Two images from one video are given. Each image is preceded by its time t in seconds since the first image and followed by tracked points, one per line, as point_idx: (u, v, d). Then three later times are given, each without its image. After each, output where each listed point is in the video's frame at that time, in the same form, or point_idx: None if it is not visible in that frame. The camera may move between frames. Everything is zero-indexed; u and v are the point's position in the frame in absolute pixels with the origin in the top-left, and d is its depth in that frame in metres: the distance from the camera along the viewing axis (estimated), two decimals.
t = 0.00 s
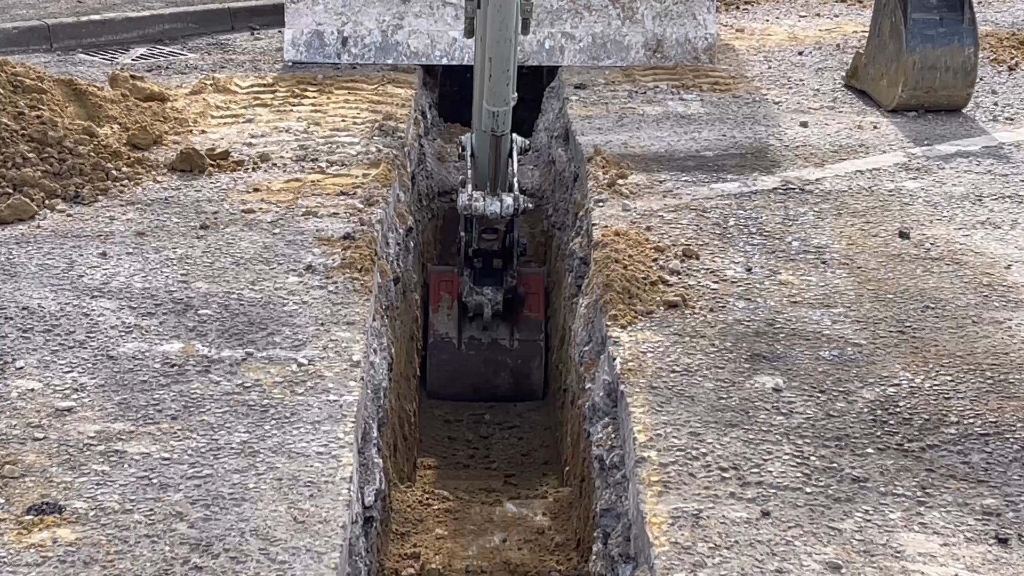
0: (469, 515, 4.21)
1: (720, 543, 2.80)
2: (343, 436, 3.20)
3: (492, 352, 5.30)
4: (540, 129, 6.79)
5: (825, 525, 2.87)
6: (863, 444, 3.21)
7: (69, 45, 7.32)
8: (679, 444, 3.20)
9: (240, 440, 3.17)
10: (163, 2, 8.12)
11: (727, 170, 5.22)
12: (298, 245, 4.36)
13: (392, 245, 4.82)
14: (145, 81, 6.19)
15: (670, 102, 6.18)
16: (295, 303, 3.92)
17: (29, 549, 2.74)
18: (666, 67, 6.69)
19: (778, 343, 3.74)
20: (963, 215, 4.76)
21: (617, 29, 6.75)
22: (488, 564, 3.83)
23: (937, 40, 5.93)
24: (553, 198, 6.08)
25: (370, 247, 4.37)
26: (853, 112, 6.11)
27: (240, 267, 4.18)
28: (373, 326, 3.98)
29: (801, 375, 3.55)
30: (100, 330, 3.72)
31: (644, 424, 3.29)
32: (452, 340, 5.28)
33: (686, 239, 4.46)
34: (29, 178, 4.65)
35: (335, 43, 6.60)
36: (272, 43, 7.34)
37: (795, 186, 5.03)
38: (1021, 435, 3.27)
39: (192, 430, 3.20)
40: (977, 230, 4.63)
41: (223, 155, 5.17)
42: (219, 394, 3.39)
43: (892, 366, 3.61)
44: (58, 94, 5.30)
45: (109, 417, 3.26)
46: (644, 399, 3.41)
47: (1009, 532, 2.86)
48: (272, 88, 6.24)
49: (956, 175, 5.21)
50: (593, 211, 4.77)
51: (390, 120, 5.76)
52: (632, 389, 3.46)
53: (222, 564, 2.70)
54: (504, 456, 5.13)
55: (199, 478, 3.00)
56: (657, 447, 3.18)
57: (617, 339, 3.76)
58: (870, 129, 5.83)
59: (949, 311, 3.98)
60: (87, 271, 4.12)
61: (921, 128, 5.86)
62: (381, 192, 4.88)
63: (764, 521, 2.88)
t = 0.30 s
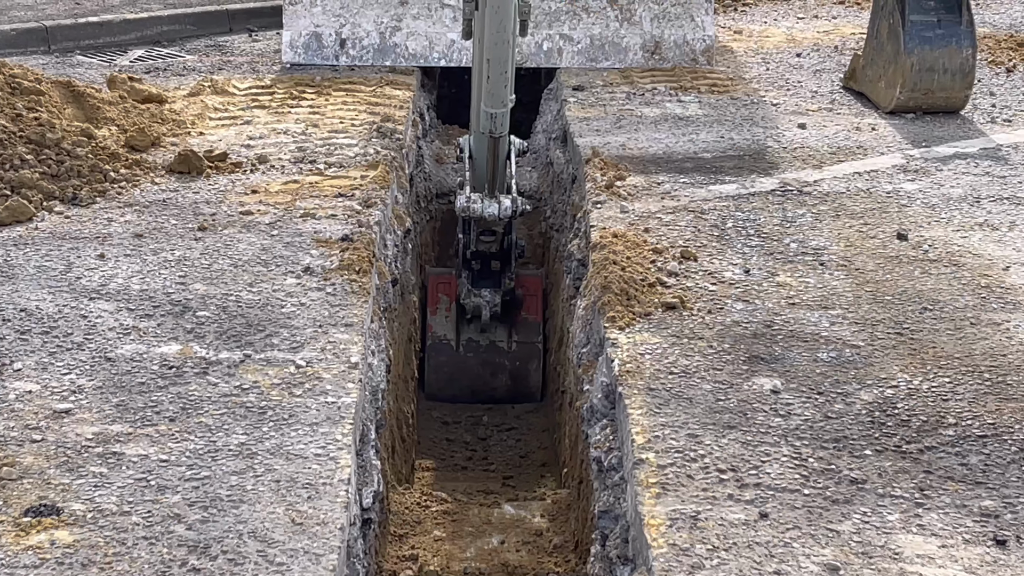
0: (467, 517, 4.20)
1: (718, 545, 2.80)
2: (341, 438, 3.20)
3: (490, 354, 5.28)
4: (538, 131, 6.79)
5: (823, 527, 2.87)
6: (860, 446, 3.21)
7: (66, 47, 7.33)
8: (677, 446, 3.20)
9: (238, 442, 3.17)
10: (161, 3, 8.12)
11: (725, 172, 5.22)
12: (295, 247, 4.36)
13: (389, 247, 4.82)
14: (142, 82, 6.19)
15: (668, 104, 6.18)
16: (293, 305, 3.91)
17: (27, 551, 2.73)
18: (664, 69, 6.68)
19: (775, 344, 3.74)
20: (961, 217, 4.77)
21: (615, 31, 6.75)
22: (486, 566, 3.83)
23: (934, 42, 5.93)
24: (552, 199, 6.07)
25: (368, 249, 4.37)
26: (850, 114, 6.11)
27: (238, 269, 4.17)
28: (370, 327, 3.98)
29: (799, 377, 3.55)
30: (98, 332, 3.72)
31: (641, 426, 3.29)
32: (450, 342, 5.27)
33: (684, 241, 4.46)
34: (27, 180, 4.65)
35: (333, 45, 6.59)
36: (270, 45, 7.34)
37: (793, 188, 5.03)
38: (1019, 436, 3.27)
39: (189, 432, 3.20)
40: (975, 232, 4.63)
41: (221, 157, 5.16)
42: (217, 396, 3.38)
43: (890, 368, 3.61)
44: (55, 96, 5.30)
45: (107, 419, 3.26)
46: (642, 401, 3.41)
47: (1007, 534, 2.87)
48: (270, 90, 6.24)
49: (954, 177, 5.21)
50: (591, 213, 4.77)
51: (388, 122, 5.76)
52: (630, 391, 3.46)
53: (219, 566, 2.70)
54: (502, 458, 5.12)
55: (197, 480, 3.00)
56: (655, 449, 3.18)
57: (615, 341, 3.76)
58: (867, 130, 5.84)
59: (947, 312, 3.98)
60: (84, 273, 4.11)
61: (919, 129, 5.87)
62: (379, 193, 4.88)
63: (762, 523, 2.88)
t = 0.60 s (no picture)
0: (465, 520, 4.20)
1: (716, 548, 2.80)
2: (339, 441, 3.20)
3: (488, 357, 5.27)
4: (536, 134, 6.80)
5: (821, 530, 2.86)
6: (859, 450, 3.21)
7: (65, 49, 7.34)
8: (676, 449, 3.20)
9: (236, 445, 3.16)
10: (159, 6, 8.12)
11: (724, 175, 5.22)
12: (294, 250, 4.36)
13: (387, 250, 4.81)
14: (141, 85, 6.19)
15: (666, 107, 6.19)
16: (291, 308, 3.91)
17: (24, 554, 2.73)
18: (663, 72, 6.69)
19: (774, 348, 3.74)
20: (959, 220, 4.77)
21: (614, 34, 6.75)
22: (484, 569, 3.83)
23: (932, 45, 5.94)
24: (549, 202, 6.07)
25: (366, 252, 4.37)
26: (849, 117, 6.12)
27: (236, 271, 4.17)
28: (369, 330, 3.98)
29: (797, 380, 3.55)
30: (96, 335, 3.72)
31: (639, 429, 3.29)
32: (449, 345, 5.26)
33: (683, 244, 4.46)
34: (25, 182, 4.65)
35: (332, 47, 6.59)
36: (269, 48, 7.34)
37: (792, 191, 5.04)
38: (1017, 440, 3.27)
39: (187, 435, 3.20)
40: (973, 235, 4.64)
41: (219, 160, 5.16)
42: (215, 399, 3.38)
43: (889, 371, 3.62)
44: (53, 99, 5.31)
45: (105, 422, 3.26)
46: (640, 404, 3.41)
47: (1005, 537, 2.87)
48: (269, 93, 6.25)
49: (952, 180, 5.22)
50: (589, 216, 4.77)
51: (387, 124, 5.76)
52: (628, 395, 3.46)
53: (217, 569, 2.69)
54: (501, 460, 5.12)
55: (194, 483, 3.00)
56: (653, 452, 3.18)
57: (613, 344, 3.76)
58: (866, 133, 5.85)
59: (945, 316, 3.98)
60: (82, 276, 4.11)
61: (918, 132, 5.87)
62: (377, 196, 4.88)
63: (760, 527, 2.88)
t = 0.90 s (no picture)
0: (464, 524, 4.20)
1: (715, 552, 2.80)
2: (338, 445, 3.20)
3: (488, 353, 5.25)
4: (535, 137, 6.81)
5: (820, 534, 2.86)
6: (858, 453, 3.21)
7: (64, 53, 7.38)
8: (675, 452, 3.19)
9: (235, 448, 3.16)
10: (159, 9, 8.12)
11: (723, 178, 5.23)
12: (293, 253, 4.36)
13: (386, 253, 4.81)
14: (140, 88, 6.19)
15: (665, 110, 6.19)
16: (290, 311, 3.91)
17: (23, 557, 2.73)
18: (662, 75, 6.70)
19: (773, 351, 3.74)
20: (958, 224, 4.77)
21: (613, 37, 6.75)
22: (483, 573, 3.82)
23: (931, 49, 5.95)
24: (549, 206, 6.08)
25: (366, 255, 4.37)
26: (848, 121, 6.12)
27: (235, 275, 4.17)
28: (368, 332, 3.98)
29: (796, 384, 3.55)
30: (95, 338, 3.72)
31: (639, 433, 3.29)
32: (449, 341, 5.23)
33: (682, 248, 4.46)
34: (24, 185, 4.65)
35: (331, 50, 6.60)
36: (268, 51, 7.35)
37: (791, 194, 5.04)
38: (1017, 443, 3.27)
39: (186, 438, 3.20)
40: (972, 239, 4.64)
41: (219, 163, 5.17)
42: (215, 402, 3.38)
43: (888, 375, 3.62)
44: (53, 102, 5.31)
45: (104, 425, 3.26)
46: (640, 407, 3.41)
47: (1005, 541, 2.87)
48: (268, 96, 6.25)
49: (952, 183, 5.22)
50: (588, 219, 4.77)
51: (386, 128, 5.77)
52: (627, 398, 3.46)
53: (216, 573, 2.69)
54: (499, 463, 5.13)
55: (193, 486, 3.00)
56: (652, 456, 3.18)
57: (612, 348, 3.76)
58: (865, 137, 5.86)
59: (945, 320, 3.98)
60: (81, 279, 4.11)
61: (917, 136, 5.88)
62: (376, 199, 4.88)
63: (759, 530, 2.88)
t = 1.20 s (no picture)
0: (464, 528, 4.19)
1: (716, 557, 2.80)
2: (339, 449, 3.19)
3: (489, 345, 5.03)
4: (535, 142, 6.82)
5: (821, 540, 2.86)
6: (859, 459, 3.20)
7: (65, 56, 7.36)
8: (676, 457, 3.19)
9: (236, 452, 3.16)
10: (159, 12, 8.13)
11: (723, 183, 5.23)
12: (294, 257, 4.36)
13: (387, 257, 4.80)
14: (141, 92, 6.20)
15: (666, 115, 6.20)
16: (291, 315, 3.91)
17: (23, 561, 2.73)
18: (662, 80, 6.70)
19: (774, 356, 3.74)
20: (959, 229, 4.77)
21: (613, 42, 6.75)
22: None
23: (932, 54, 5.95)
24: (549, 211, 6.08)
25: (366, 259, 4.37)
26: (849, 125, 6.12)
27: (236, 279, 4.17)
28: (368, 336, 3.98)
29: (797, 389, 3.55)
30: (96, 342, 3.72)
31: (639, 438, 3.29)
32: (449, 334, 5.00)
33: (682, 252, 4.46)
34: (25, 189, 4.65)
35: (332, 54, 6.61)
36: (269, 54, 7.35)
37: (792, 199, 5.04)
38: (1018, 449, 3.27)
39: (186, 443, 3.20)
40: (973, 244, 4.64)
41: (219, 166, 5.17)
42: (215, 406, 3.38)
43: (889, 380, 3.61)
44: (54, 106, 5.32)
45: (105, 429, 3.26)
46: (640, 412, 3.41)
47: (1006, 547, 2.86)
48: (268, 100, 6.25)
49: (952, 188, 5.22)
50: (589, 223, 4.77)
51: (387, 132, 5.77)
52: (627, 403, 3.46)
53: None
54: (499, 468, 5.13)
55: (194, 490, 2.99)
56: (653, 461, 3.18)
57: (613, 353, 3.76)
58: (865, 141, 5.86)
59: (945, 325, 3.98)
60: (82, 283, 4.11)
61: (918, 141, 5.88)
62: (377, 204, 4.87)
63: (760, 536, 2.87)
